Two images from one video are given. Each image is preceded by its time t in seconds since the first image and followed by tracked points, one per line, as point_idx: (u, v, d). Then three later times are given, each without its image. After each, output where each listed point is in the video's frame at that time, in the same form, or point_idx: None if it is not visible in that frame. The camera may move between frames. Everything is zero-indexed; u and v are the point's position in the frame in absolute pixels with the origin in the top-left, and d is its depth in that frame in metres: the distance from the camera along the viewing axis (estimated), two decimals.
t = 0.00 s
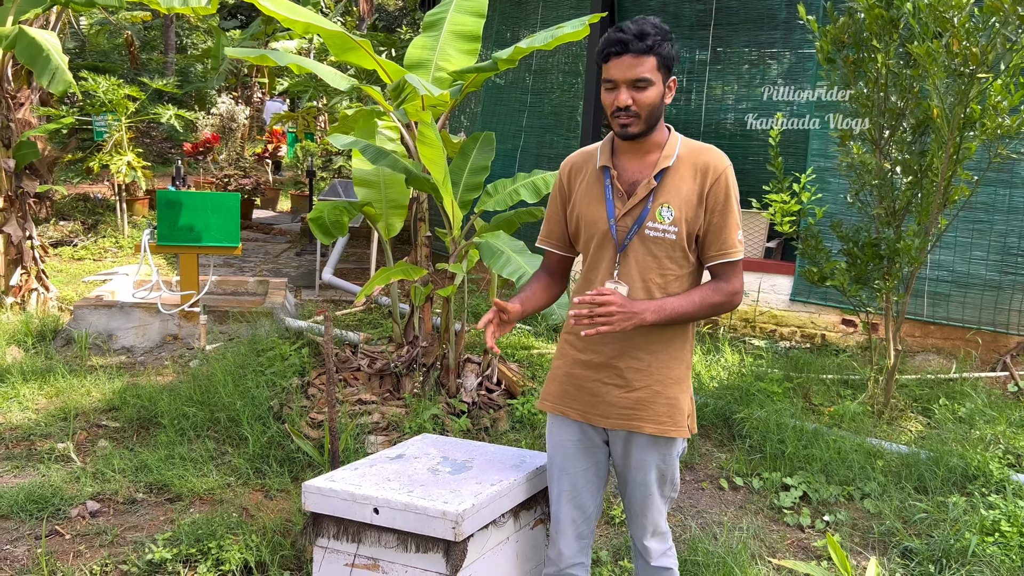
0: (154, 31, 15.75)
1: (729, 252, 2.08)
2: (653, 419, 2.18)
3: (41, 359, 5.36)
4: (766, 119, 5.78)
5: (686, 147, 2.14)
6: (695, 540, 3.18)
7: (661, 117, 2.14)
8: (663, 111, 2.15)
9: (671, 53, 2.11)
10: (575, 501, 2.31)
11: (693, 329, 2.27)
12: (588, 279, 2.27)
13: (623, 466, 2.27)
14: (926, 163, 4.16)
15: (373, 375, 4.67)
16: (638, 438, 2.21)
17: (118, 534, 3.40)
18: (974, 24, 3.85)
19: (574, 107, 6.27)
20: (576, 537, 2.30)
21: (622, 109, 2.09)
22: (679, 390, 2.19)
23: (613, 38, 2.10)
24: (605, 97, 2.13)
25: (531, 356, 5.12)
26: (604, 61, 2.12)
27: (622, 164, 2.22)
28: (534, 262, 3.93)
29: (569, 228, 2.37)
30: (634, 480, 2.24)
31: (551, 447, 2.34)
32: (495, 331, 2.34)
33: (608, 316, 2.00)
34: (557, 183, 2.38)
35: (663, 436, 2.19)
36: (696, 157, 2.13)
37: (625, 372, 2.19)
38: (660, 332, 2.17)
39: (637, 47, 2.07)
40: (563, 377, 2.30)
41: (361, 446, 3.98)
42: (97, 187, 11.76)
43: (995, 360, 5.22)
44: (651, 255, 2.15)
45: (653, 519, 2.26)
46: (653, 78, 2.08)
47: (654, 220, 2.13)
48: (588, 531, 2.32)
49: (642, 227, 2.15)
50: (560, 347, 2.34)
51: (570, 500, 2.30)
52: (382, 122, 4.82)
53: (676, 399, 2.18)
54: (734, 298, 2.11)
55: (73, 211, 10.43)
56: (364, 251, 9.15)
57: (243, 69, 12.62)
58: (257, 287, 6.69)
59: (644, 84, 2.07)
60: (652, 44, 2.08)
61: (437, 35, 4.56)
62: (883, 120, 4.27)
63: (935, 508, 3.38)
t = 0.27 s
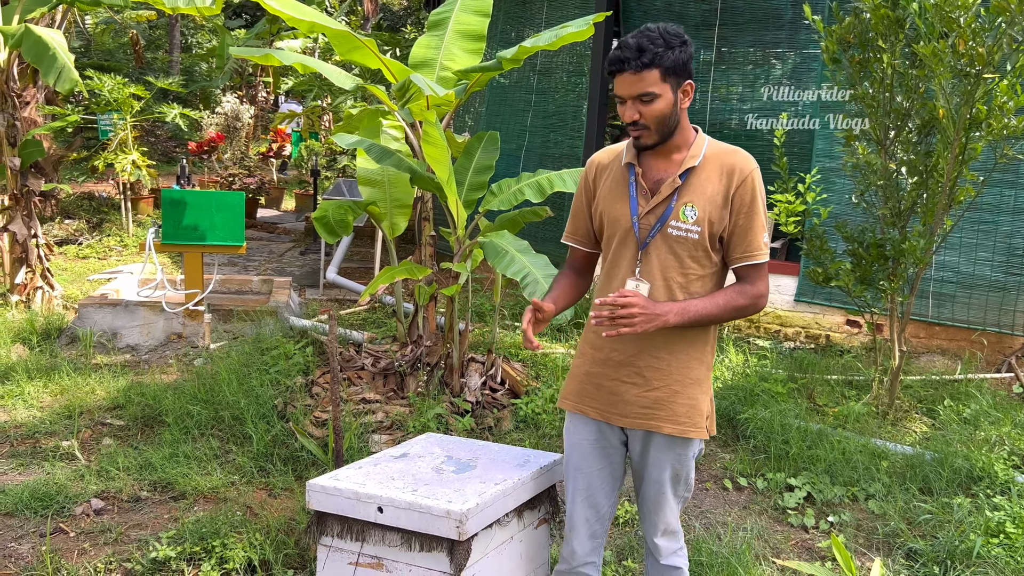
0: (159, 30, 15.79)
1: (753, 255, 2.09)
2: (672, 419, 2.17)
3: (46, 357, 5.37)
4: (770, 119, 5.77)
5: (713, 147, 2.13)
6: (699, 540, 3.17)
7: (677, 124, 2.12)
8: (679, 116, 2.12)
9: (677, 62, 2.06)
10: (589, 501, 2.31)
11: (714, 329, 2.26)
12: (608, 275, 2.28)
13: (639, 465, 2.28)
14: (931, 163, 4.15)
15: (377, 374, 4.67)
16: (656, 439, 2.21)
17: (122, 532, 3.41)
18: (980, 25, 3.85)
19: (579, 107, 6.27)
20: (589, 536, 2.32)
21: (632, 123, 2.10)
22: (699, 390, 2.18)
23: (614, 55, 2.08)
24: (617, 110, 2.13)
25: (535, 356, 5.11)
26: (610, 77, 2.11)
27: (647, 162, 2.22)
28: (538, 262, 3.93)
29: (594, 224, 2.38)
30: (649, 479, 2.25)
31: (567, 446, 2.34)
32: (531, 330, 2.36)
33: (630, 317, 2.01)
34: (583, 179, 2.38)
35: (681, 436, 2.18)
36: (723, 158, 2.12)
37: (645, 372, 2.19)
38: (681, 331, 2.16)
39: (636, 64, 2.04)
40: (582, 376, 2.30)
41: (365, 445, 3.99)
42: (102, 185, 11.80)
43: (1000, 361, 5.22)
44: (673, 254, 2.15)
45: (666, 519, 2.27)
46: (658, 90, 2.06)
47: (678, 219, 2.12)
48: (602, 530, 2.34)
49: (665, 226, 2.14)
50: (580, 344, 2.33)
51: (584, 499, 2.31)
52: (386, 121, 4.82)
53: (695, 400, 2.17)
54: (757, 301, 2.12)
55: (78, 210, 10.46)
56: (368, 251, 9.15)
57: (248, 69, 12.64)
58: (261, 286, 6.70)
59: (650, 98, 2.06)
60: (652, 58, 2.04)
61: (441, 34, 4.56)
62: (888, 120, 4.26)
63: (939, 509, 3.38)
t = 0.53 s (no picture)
0: (164, 32, 15.83)
1: (778, 262, 2.09)
2: (695, 425, 2.17)
3: (51, 358, 5.39)
4: (775, 122, 5.76)
5: (737, 154, 2.13)
6: (703, 544, 3.17)
7: (710, 127, 2.13)
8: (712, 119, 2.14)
9: (716, 62, 2.10)
10: (610, 505, 2.32)
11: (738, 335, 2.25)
12: (632, 282, 2.29)
13: (661, 469, 2.28)
14: (936, 167, 4.14)
15: (382, 376, 4.67)
16: (677, 444, 2.22)
17: (126, 533, 3.42)
18: (985, 29, 3.84)
19: (583, 110, 6.27)
20: (608, 539, 2.33)
21: (671, 118, 2.09)
22: (723, 397, 2.18)
23: (658, 48, 2.10)
24: (652, 106, 2.13)
25: (539, 358, 5.11)
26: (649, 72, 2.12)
27: (672, 169, 2.22)
28: (543, 265, 3.93)
29: (619, 231, 2.39)
30: (669, 483, 2.26)
31: (591, 450, 2.35)
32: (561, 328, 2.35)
33: (654, 324, 2.02)
34: (608, 186, 2.40)
35: (704, 442, 2.18)
36: (747, 165, 2.12)
37: (667, 377, 2.19)
38: (706, 337, 2.16)
39: (682, 57, 2.06)
40: (606, 381, 2.30)
41: (368, 447, 3.99)
42: (106, 187, 11.83)
43: (1004, 365, 5.22)
44: (697, 261, 2.15)
45: (683, 523, 2.28)
46: (701, 87, 2.07)
47: (701, 227, 2.13)
48: (621, 534, 2.35)
49: (688, 233, 2.15)
50: (606, 350, 2.33)
51: (605, 503, 2.32)
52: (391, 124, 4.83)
53: (718, 406, 2.17)
54: (782, 308, 2.12)
55: (83, 211, 10.49)
56: (372, 252, 9.16)
57: (252, 70, 12.67)
58: (265, 287, 6.71)
59: (691, 93, 2.07)
60: (698, 53, 2.07)
61: (446, 37, 4.56)
62: (893, 124, 4.25)
63: (944, 514, 3.37)
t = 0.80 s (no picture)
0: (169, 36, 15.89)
1: (798, 267, 2.09)
2: (715, 430, 2.18)
3: (55, 361, 5.40)
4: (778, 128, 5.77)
5: (755, 161, 2.14)
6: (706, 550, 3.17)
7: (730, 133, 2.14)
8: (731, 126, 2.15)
9: (739, 69, 2.12)
10: (619, 509, 2.31)
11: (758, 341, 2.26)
12: (651, 289, 2.28)
13: (675, 473, 2.28)
14: (940, 173, 4.15)
15: (385, 380, 4.67)
16: (697, 449, 2.22)
17: (130, 536, 3.42)
18: (990, 35, 3.85)
19: (587, 115, 6.28)
20: (616, 545, 2.32)
21: (693, 122, 2.10)
22: (743, 402, 2.18)
23: (683, 54, 2.12)
24: (674, 111, 2.14)
25: (542, 363, 5.11)
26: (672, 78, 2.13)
27: (689, 176, 2.23)
28: (546, 269, 3.93)
29: (635, 239, 2.37)
30: (683, 487, 2.26)
31: (603, 453, 2.34)
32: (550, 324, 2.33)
33: (677, 332, 2.02)
34: (624, 194, 2.38)
35: (723, 447, 2.19)
36: (765, 171, 2.13)
37: (688, 383, 2.19)
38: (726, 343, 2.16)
39: (708, 62, 2.08)
40: (625, 386, 2.30)
41: (372, 451, 3.99)
42: (111, 190, 11.86)
43: (1009, 371, 5.19)
44: (717, 268, 2.15)
45: (696, 528, 2.28)
46: (723, 92, 2.09)
47: (721, 234, 2.13)
48: (628, 540, 2.34)
49: (708, 240, 2.15)
50: (626, 355, 2.33)
51: (615, 507, 2.31)
52: (395, 128, 4.84)
53: (738, 411, 2.18)
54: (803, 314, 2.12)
55: (87, 214, 10.52)
56: (375, 256, 9.18)
57: (257, 74, 12.71)
58: (269, 291, 6.72)
59: (714, 99, 2.09)
60: (723, 60, 2.09)
61: (450, 42, 4.57)
62: (897, 130, 4.25)
63: (948, 521, 3.36)
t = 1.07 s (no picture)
0: (174, 41, 15.95)
1: (807, 276, 2.10)
2: (719, 437, 2.18)
3: (59, 365, 5.42)
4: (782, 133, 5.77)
5: (767, 168, 2.14)
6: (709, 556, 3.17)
7: (735, 143, 2.13)
8: (737, 135, 2.14)
9: (741, 79, 2.09)
10: (624, 514, 2.31)
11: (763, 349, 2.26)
12: (660, 292, 2.28)
13: (680, 480, 2.28)
14: (943, 179, 4.15)
15: (388, 385, 4.68)
16: (701, 456, 2.22)
17: (132, 540, 3.43)
18: (993, 41, 3.85)
19: (590, 120, 6.29)
20: (620, 550, 2.32)
21: (691, 137, 2.12)
22: (748, 409, 2.18)
23: (678, 71, 2.12)
24: (676, 125, 2.15)
25: (545, 368, 5.11)
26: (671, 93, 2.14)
27: (701, 182, 2.23)
28: (549, 274, 3.94)
29: (646, 241, 2.38)
30: (688, 493, 2.26)
31: (609, 458, 2.34)
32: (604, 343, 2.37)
33: (684, 338, 2.03)
34: (636, 197, 2.39)
35: (727, 454, 2.19)
36: (777, 179, 2.13)
37: (693, 389, 2.19)
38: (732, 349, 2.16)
39: (700, 78, 2.07)
40: (631, 390, 2.30)
41: (374, 456, 4.00)
42: (115, 194, 11.90)
43: (1013, 378, 5.18)
44: (725, 274, 2.15)
45: (700, 535, 2.28)
46: (720, 106, 2.07)
47: (730, 240, 2.13)
48: (632, 545, 2.33)
49: (717, 246, 2.15)
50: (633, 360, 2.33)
51: (619, 513, 2.31)
52: (399, 133, 4.85)
53: (743, 418, 2.18)
54: (810, 322, 2.13)
55: (92, 218, 10.55)
56: (379, 261, 9.19)
57: (261, 79, 12.75)
58: (273, 295, 6.73)
59: (711, 113, 2.08)
60: (716, 73, 2.07)
61: (454, 47, 4.58)
62: (900, 136, 4.25)
63: (951, 527, 3.35)
